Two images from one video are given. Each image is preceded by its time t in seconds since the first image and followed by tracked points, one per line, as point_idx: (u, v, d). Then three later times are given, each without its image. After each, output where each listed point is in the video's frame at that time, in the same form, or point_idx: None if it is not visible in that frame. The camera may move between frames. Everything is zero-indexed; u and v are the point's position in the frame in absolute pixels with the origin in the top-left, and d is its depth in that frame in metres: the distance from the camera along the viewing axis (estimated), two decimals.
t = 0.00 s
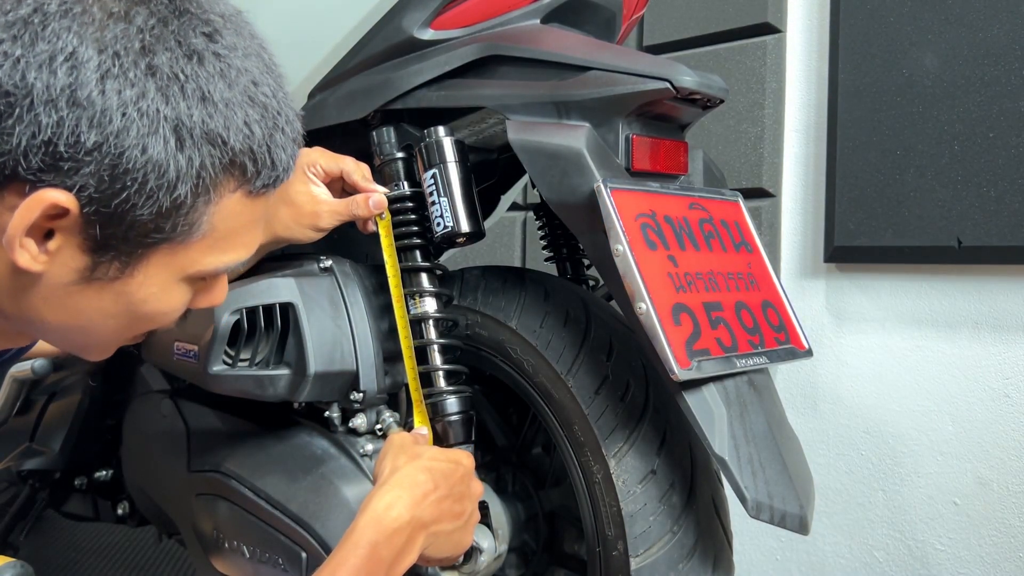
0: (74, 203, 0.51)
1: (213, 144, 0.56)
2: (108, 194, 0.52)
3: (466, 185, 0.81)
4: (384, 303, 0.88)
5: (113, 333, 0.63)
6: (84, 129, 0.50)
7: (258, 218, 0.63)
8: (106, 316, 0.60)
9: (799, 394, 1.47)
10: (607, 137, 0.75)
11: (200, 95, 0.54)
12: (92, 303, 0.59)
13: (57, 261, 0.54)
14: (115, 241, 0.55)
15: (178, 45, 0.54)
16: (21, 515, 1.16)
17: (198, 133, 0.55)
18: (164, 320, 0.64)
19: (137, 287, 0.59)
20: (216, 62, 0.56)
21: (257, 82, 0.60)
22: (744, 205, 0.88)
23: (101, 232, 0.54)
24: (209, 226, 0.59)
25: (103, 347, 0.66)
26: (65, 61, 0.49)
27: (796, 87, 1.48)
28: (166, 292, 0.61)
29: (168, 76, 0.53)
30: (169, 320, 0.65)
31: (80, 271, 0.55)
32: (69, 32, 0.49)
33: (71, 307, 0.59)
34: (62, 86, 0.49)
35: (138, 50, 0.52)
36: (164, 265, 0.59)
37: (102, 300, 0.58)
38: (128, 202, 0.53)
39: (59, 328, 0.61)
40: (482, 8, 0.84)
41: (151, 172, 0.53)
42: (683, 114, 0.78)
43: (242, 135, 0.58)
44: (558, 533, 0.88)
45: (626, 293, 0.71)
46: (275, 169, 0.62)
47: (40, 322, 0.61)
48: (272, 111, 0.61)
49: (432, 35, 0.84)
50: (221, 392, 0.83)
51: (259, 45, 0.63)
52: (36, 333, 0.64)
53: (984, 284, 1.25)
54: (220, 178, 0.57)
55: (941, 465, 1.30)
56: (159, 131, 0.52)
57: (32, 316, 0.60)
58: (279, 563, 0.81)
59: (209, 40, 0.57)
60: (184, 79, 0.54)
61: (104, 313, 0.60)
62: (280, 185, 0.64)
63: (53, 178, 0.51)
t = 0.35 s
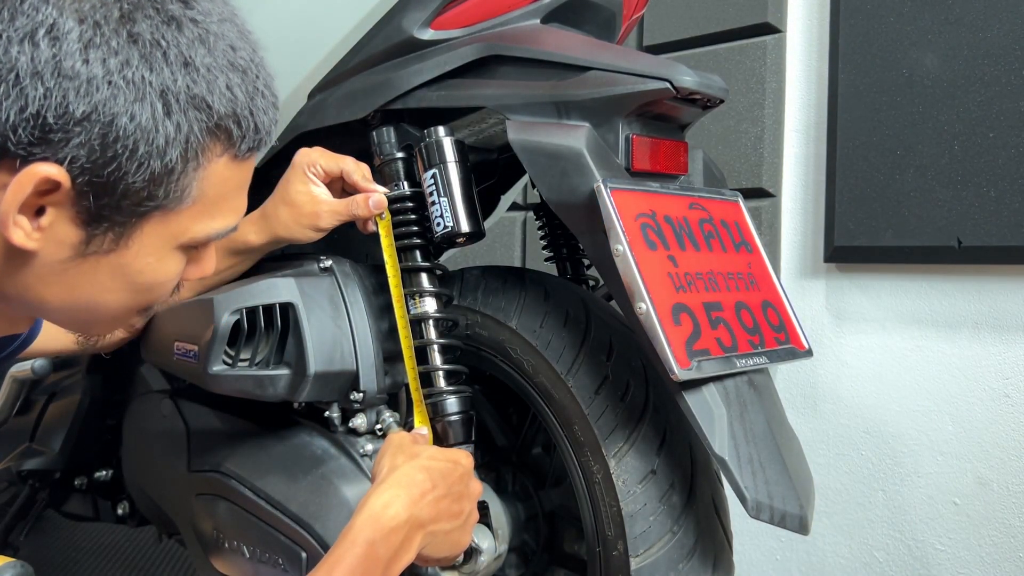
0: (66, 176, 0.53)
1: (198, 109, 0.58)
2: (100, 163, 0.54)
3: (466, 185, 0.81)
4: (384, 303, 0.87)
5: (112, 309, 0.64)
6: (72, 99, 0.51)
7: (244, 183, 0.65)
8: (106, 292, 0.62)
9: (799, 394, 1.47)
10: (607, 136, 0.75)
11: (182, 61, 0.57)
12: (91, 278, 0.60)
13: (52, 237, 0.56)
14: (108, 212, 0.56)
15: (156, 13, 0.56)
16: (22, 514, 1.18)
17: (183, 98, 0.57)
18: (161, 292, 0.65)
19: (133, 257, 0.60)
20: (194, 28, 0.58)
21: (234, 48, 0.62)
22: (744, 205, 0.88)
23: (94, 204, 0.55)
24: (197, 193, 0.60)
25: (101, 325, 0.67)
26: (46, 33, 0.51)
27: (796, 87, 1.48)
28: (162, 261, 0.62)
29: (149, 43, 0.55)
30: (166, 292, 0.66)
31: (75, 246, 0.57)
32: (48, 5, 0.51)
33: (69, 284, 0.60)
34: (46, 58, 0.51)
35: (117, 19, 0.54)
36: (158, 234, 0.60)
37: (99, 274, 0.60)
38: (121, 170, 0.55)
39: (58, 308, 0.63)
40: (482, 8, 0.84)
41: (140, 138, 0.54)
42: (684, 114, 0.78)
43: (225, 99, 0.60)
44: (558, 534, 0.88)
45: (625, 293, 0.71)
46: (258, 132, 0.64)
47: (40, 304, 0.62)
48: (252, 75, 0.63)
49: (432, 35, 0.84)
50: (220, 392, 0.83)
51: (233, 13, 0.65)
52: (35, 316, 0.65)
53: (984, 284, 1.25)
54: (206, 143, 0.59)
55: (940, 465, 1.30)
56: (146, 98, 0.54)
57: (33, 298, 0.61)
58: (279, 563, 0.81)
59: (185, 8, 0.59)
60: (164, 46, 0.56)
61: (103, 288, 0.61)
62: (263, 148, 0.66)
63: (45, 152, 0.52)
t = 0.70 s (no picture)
0: (63, 160, 0.53)
1: (191, 89, 0.58)
2: (98, 144, 0.54)
3: (466, 185, 0.81)
4: (384, 303, 0.87)
5: (110, 293, 0.65)
6: (68, 81, 0.52)
7: (236, 163, 0.65)
8: (103, 275, 0.63)
9: (799, 395, 1.47)
10: (607, 136, 0.75)
11: (173, 42, 0.57)
12: (88, 262, 0.61)
13: (49, 221, 0.56)
14: (104, 194, 0.57)
15: None
16: (21, 515, 1.18)
17: (176, 78, 0.57)
18: (157, 274, 0.66)
19: (129, 239, 0.61)
20: (183, 10, 0.59)
21: (222, 29, 0.62)
22: (744, 205, 0.88)
23: (91, 187, 0.56)
24: (191, 172, 0.61)
25: (100, 311, 0.68)
26: (39, 18, 0.51)
27: (796, 87, 1.48)
28: (158, 243, 0.63)
29: (141, 25, 0.55)
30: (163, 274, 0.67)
31: (72, 229, 0.58)
32: None
33: (67, 269, 0.61)
34: (40, 42, 0.51)
35: (108, 2, 0.54)
36: (153, 216, 0.61)
37: (97, 257, 0.61)
38: (118, 151, 0.55)
39: (56, 294, 0.63)
40: (482, 8, 0.84)
41: (135, 119, 0.55)
42: (684, 114, 0.78)
43: (217, 79, 0.60)
44: (558, 534, 0.88)
45: (625, 293, 0.71)
46: (250, 112, 0.64)
47: (37, 290, 0.62)
48: (241, 56, 0.64)
49: (432, 35, 0.84)
50: (221, 392, 0.83)
51: None
52: (33, 304, 0.66)
53: (983, 284, 1.25)
54: (199, 123, 0.59)
55: (940, 465, 1.30)
56: (140, 79, 0.55)
57: (30, 284, 0.62)
58: (279, 563, 0.81)
59: None
60: (156, 27, 0.56)
61: (100, 271, 0.62)
62: (254, 128, 0.66)
63: (43, 135, 0.53)
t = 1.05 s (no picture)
0: (62, 144, 0.53)
1: (182, 69, 0.58)
2: (94, 128, 0.54)
3: (466, 185, 0.81)
4: (384, 303, 0.87)
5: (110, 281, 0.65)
6: (61, 64, 0.52)
7: (230, 145, 0.66)
8: (104, 262, 0.62)
9: (799, 394, 1.47)
10: (607, 136, 0.75)
11: (163, 24, 0.58)
12: (89, 249, 0.61)
13: (49, 208, 0.56)
14: (103, 177, 0.57)
15: None
16: (21, 515, 1.17)
17: (167, 59, 0.57)
18: (158, 259, 0.66)
19: (129, 224, 0.61)
20: None
21: (208, 11, 0.63)
22: (744, 205, 0.88)
23: (90, 171, 0.56)
24: (187, 153, 0.61)
25: (101, 301, 0.67)
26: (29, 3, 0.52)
27: (796, 86, 1.48)
28: (158, 227, 0.63)
29: (130, 7, 0.56)
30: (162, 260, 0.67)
31: (73, 216, 0.57)
32: None
33: (68, 258, 0.61)
34: (32, 27, 0.51)
35: None
36: (152, 198, 0.61)
37: (97, 243, 0.61)
38: (113, 133, 0.55)
39: (56, 284, 0.63)
40: (482, 9, 0.84)
41: (129, 100, 0.55)
42: (683, 114, 0.78)
43: (207, 59, 0.61)
44: (558, 534, 0.88)
45: (625, 293, 0.71)
46: (241, 92, 0.65)
47: (38, 280, 0.62)
48: (228, 37, 0.64)
49: (432, 35, 0.84)
50: (221, 392, 0.83)
51: None
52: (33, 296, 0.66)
53: (983, 283, 1.26)
54: (192, 104, 0.60)
55: (940, 466, 1.30)
56: (132, 61, 0.55)
57: (30, 275, 0.61)
58: (279, 563, 0.81)
59: None
60: (145, 10, 0.56)
61: (101, 258, 0.62)
62: (246, 110, 0.67)
63: (39, 120, 0.52)
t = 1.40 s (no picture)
0: (35, 96, 0.53)
1: (141, 15, 0.58)
2: (62, 75, 0.54)
3: (466, 185, 0.81)
4: (384, 303, 0.87)
5: (106, 248, 0.64)
6: (22, 16, 0.53)
7: (207, 96, 0.65)
8: (98, 225, 0.61)
9: (799, 394, 1.47)
10: (607, 137, 0.75)
11: None
12: (80, 211, 0.60)
13: (33, 168, 0.56)
14: (80, 128, 0.56)
15: None
16: (21, 515, 1.17)
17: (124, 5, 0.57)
18: (152, 220, 0.64)
19: (115, 178, 0.60)
20: None
21: None
22: (744, 205, 0.88)
23: (67, 122, 0.55)
24: (160, 98, 0.60)
25: (97, 274, 0.66)
26: None
27: (796, 86, 1.48)
28: (146, 181, 0.62)
29: None
30: (155, 221, 0.65)
31: (56, 174, 0.57)
32: None
33: (62, 222, 0.60)
34: None
35: None
36: (134, 149, 0.60)
37: (86, 203, 0.60)
38: (81, 79, 0.54)
39: (53, 254, 0.62)
40: (482, 9, 0.84)
41: (91, 44, 0.55)
42: (683, 114, 0.78)
43: (166, 7, 0.60)
44: (558, 534, 0.88)
45: (625, 293, 0.71)
46: (207, 41, 0.64)
47: (36, 250, 0.62)
48: None
49: (432, 35, 0.84)
50: (221, 392, 0.83)
51: None
52: (32, 275, 0.66)
53: (983, 284, 1.26)
54: (157, 48, 0.59)
55: (940, 466, 1.30)
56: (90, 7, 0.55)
57: (28, 244, 0.61)
58: (279, 563, 0.81)
59: None
60: None
61: (93, 220, 0.61)
62: (213, 62, 0.66)
63: (6, 75, 0.52)
